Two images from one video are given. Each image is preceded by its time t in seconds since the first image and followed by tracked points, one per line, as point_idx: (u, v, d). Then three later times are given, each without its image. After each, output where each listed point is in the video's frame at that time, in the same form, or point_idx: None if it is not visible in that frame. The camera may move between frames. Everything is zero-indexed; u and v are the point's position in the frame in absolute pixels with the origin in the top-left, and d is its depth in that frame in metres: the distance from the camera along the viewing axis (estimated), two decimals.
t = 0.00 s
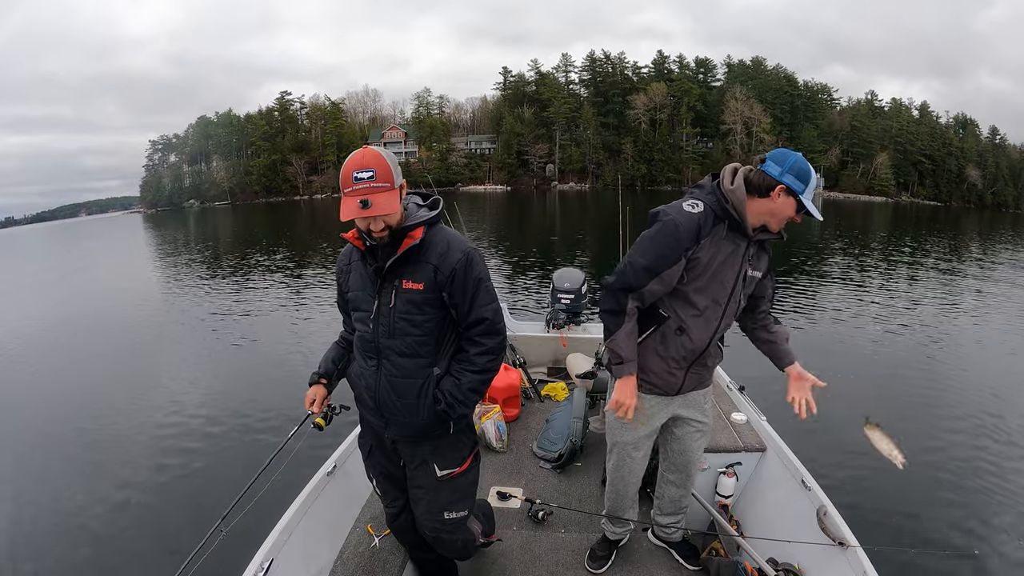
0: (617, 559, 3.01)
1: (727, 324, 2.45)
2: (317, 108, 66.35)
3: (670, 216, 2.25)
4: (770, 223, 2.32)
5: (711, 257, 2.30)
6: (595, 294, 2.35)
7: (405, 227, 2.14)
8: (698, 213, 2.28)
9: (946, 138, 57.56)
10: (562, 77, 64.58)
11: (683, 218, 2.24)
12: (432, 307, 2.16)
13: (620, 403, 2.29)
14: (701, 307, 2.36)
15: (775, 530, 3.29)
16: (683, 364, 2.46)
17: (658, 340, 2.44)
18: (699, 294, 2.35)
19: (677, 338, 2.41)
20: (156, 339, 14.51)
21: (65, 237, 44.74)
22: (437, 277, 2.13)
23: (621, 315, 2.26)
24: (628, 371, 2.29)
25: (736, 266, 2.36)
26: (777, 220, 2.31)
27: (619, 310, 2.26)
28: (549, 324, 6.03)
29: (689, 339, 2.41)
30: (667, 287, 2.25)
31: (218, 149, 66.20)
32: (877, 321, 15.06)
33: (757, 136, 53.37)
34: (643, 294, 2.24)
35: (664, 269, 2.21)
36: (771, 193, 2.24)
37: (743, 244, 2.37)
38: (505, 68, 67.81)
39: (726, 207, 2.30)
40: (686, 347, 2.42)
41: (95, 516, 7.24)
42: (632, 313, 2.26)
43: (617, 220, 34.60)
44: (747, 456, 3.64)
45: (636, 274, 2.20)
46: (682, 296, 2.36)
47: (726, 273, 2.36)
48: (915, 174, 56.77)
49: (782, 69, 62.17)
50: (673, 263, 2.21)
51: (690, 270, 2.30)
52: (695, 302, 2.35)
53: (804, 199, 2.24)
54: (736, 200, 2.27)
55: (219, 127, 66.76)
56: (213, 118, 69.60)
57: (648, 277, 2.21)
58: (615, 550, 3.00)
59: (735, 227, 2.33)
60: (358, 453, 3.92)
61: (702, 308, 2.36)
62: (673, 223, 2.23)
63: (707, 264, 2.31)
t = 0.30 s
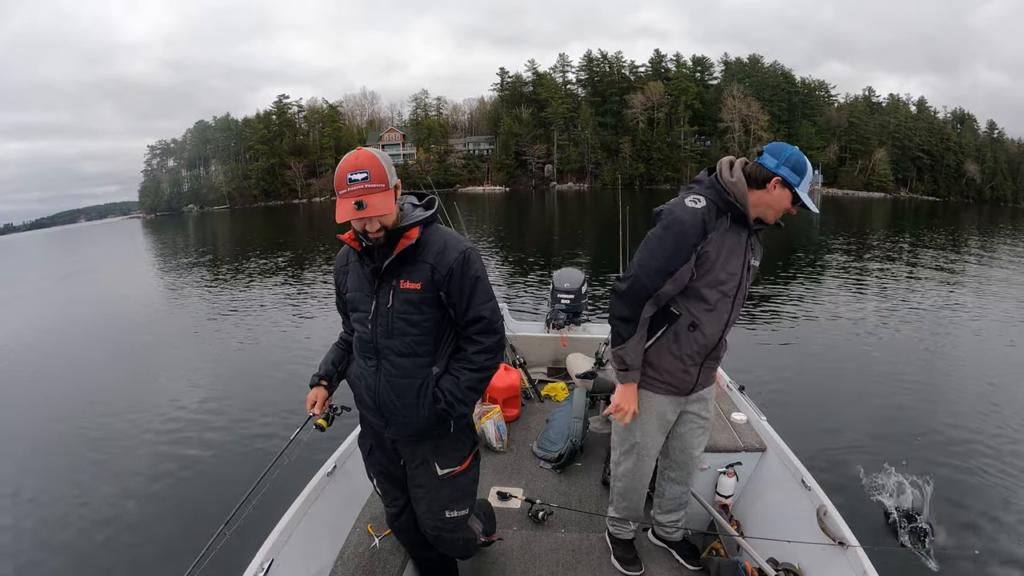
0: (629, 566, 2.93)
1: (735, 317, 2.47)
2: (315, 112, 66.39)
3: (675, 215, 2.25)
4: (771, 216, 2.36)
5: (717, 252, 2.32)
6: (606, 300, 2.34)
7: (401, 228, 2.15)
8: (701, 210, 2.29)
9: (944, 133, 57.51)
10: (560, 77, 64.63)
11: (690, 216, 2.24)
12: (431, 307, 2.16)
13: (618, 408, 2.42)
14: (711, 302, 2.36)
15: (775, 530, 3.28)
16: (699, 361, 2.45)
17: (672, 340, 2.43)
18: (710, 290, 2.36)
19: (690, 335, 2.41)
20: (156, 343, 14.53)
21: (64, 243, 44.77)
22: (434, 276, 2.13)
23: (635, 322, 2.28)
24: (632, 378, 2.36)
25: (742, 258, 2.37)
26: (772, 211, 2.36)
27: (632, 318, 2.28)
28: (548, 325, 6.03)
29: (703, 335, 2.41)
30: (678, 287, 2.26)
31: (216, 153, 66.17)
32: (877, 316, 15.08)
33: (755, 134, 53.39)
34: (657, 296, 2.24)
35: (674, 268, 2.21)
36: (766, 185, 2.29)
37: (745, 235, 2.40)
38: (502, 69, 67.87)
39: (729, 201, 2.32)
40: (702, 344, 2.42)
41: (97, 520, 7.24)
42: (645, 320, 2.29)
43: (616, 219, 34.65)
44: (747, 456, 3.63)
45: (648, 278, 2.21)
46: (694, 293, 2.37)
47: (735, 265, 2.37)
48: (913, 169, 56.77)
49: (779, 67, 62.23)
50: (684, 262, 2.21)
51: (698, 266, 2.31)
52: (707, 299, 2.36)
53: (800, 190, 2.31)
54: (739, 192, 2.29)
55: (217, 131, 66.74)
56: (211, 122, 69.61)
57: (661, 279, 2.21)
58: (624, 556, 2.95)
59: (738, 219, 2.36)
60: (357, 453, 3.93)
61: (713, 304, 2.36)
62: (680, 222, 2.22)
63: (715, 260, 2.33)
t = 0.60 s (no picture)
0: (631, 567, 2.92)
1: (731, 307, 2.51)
2: (314, 109, 66.30)
3: (663, 213, 2.27)
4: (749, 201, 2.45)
5: (710, 245, 2.35)
6: (610, 310, 2.34)
7: (406, 227, 2.14)
8: (687, 206, 2.33)
9: (943, 136, 57.60)
10: (560, 77, 64.63)
11: (678, 214, 2.26)
12: (436, 307, 2.16)
13: (627, 427, 2.36)
14: (710, 295, 2.40)
15: (775, 530, 3.29)
16: (705, 355, 2.50)
17: (677, 340, 2.45)
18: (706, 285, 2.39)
19: (694, 332, 2.43)
20: (155, 340, 14.51)
21: (63, 238, 44.62)
22: (440, 275, 2.13)
23: (646, 330, 2.26)
24: (643, 391, 2.32)
25: (729, 246, 2.43)
26: (745, 196, 2.45)
27: (643, 328, 2.27)
28: (549, 324, 6.02)
29: (706, 330, 2.45)
30: (681, 286, 2.27)
31: (215, 150, 66.05)
32: (875, 318, 15.12)
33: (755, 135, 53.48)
34: (663, 301, 2.24)
35: (676, 270, 2.22)
36: (735, 170, 2.40)
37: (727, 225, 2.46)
38: (502, 68, 67.85)
39: (710, 191, 2.35)
40: (706, 338, 2.46)
41: (96, 516, 7.24)
42: (655, 329, 2.27)
43: (615, 219, 34.71)
44: (747, 456, 3.64)
45: (653, 284, 2.21)
46: (693, 289, 2.38)
47: (723, 255, 2.42)
48: (912, 172, 56.84)
49: (779, 68, 62.29)
50: (682, 262, 2.23)
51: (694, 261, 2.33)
52: (706, 294, 2.38)
53: (772, 173, 2.40)
54: (717, 182, 2.34)
55: (216, 127, 66.60)
56: (210, 119, 69.46)
57: (667, 282, 2.22)
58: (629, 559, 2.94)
59: (720, 210, 2.41)
60: (357, 452, 3.93)
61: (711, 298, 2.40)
62: (672, 221, 2.24)
63: (707, 254, 2.36)
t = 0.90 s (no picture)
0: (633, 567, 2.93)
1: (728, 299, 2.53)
2: (315, 103, 66.12)
3: (651, 208, 2.30)
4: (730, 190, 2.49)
5: (699, 235, 2.37)
6: (607, 308, 2.35)
7: (421, 228, 2.14)
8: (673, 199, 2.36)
9: (944, 146, 57.71)
10: (562, 77, 64.59)
11: (665, 207, 2.29)
12: (445, 309, 2.17)
13: (628, 424, 2.37)
14: (707, 290, 2.42)
15: (775, 530, 3.30)
16: (708, 348, 2.51)
17: (680, 336, 2.45)
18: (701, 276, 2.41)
19: (695, 326, 2.45)
20: (152, 330, 14.46)
21: (59, 226, 44.40)
22: (451, 278, 2.14)
23: (643, 324, 2.27)
24: (644, 387, 2.32)
25: (718, 238, 2.46)
26: (725, 187, 2.50)
27: (640, 323, 2.27)
28: (549, 324, 6.03)
29: (707, 323, 2.46)
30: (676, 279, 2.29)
31: (215, 141, 65.85)
32: (871, 325, 15.20)
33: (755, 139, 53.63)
34: (658, 295, 2.25)
35: (668, 261, 2.24)
36: (712, 162, 2.46)
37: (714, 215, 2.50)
38: (504, 66, 67.78)
39: (692, 181, 2.40)
40: (708, 331, 2.48)
41: (91, 505, 7.22)
42: (652, 324, 2.28)
43: (614, 220, 34.77)
44: (747, 456, 3.65)
45: (646, 278, 2.24)
46: (690, 284, 2.40)
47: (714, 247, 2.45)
48: (912, 181, 56.98)
49: (781, 74, 62.35)
50: (674, 252, 2.25)
51: (686, 253, 2.36)
52: (700, 288, 2.40)
53: (748, 160, 2.45)
54: (697, 171, 2.38)
55: (217, 118, 66.39)
56: (211, 110, 69.21)
57: (660, 275, 2.24)
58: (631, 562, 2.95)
59: (704, 199, 2.45)
60: (358, 451, 3.94)
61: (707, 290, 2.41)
62: (660, 214, 2.28)
63: (698, 244, 2.39)
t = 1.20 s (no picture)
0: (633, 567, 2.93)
1: (724, 292, 2.53)
2: (315, 101, 66.05)
3: (637, 209, 2.33)
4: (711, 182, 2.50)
5: (687, 230, 2.39)
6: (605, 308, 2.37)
7: (423, 228, 2.15)
8: (656, 196, 2.37)
9: (943, 149, 57.76)
10: (562, 77, 64.61)
11: (649, 205, 2.33)
12: (445, 308, 2.17)
13: (640, 426, 2.29)
14: (703, 284, 2.42)
15: (775, 530, 3.30)
16: (710, 342, 2.51)
17: (680, 332, 2.45)
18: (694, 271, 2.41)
19: (694, 321, 2.45)
20: (151, 327, 14.43)
21: (57, 222, 44.22)
22: (452, 278, 2.14)
23: (641, 322, 2.27)
24: (647, 387, 2.29)
25: (706, 231, 2.47)
26: (706, 180, 2.51)
27: (635, 321, 2.28)
28: (549, 324, 6.03)
29: (706, 317, 2.46)
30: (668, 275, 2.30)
31: (214, 138, 65.74)
32: (870, 328, 15.24)
33: (755, 142, 53.67)
34: (652, 292, 2.26)
35: (658, 258, 2.25)
36: (691, 156, 2.48)
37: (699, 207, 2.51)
38: (505, 66, 67.80)
39: (673, 178, 2.42)
40: (707, 325, 2.47)
41: (91, 502, 7.20)
42: (648, 321, 2.28)
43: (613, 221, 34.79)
44: (747, 456, 3.66)
45: (638, 276, 2.25)
46: (684, 279, 2.41)
47: (704, 240, 2.46)
48: (911, 184, 57.07)
49: (781, 76, 62.42)
50: (661, 248, 2.27)
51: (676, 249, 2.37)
52: (693, 282, 2.41)
53: (727, 152, 2.47)
54: (677, 167, 2.40)
55: (216, 116, 66.27)
56: (210, 107, 69.09)
57: (651, 272, 2.25)
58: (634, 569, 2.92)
59: (689, 194, 2.46)
60: (358, 450, 3.93)
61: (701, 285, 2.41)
62: (646, 213, 2.30)
63: (687, 239, 2.40)
